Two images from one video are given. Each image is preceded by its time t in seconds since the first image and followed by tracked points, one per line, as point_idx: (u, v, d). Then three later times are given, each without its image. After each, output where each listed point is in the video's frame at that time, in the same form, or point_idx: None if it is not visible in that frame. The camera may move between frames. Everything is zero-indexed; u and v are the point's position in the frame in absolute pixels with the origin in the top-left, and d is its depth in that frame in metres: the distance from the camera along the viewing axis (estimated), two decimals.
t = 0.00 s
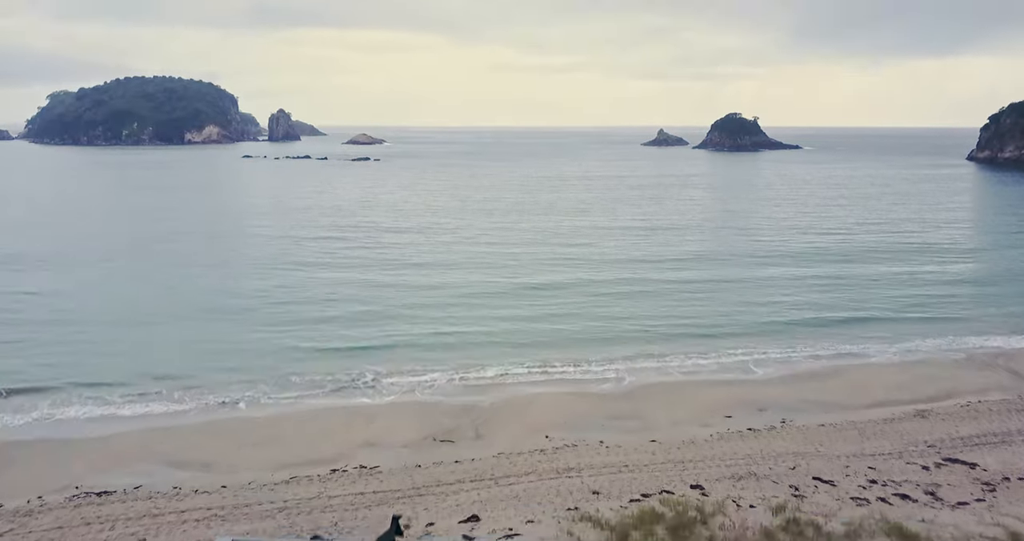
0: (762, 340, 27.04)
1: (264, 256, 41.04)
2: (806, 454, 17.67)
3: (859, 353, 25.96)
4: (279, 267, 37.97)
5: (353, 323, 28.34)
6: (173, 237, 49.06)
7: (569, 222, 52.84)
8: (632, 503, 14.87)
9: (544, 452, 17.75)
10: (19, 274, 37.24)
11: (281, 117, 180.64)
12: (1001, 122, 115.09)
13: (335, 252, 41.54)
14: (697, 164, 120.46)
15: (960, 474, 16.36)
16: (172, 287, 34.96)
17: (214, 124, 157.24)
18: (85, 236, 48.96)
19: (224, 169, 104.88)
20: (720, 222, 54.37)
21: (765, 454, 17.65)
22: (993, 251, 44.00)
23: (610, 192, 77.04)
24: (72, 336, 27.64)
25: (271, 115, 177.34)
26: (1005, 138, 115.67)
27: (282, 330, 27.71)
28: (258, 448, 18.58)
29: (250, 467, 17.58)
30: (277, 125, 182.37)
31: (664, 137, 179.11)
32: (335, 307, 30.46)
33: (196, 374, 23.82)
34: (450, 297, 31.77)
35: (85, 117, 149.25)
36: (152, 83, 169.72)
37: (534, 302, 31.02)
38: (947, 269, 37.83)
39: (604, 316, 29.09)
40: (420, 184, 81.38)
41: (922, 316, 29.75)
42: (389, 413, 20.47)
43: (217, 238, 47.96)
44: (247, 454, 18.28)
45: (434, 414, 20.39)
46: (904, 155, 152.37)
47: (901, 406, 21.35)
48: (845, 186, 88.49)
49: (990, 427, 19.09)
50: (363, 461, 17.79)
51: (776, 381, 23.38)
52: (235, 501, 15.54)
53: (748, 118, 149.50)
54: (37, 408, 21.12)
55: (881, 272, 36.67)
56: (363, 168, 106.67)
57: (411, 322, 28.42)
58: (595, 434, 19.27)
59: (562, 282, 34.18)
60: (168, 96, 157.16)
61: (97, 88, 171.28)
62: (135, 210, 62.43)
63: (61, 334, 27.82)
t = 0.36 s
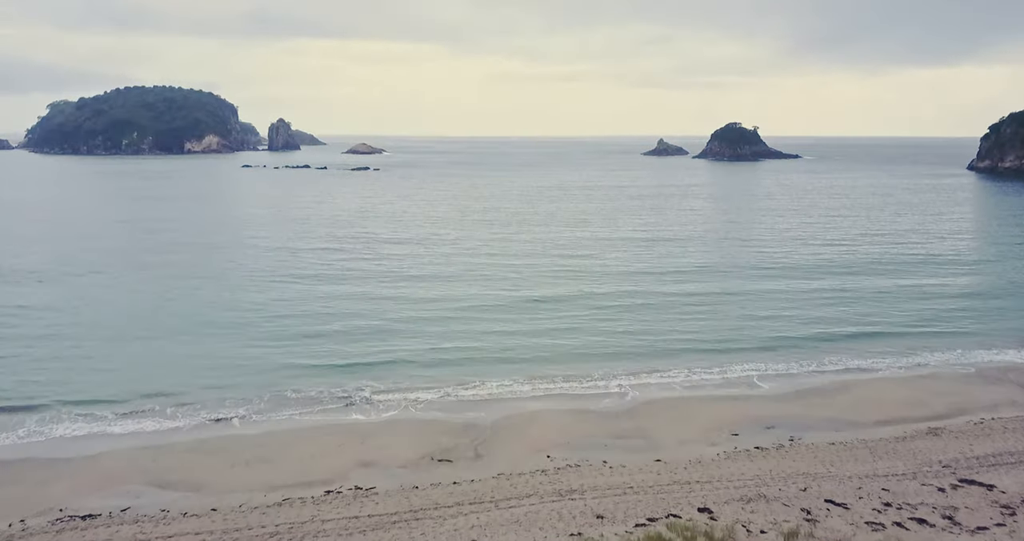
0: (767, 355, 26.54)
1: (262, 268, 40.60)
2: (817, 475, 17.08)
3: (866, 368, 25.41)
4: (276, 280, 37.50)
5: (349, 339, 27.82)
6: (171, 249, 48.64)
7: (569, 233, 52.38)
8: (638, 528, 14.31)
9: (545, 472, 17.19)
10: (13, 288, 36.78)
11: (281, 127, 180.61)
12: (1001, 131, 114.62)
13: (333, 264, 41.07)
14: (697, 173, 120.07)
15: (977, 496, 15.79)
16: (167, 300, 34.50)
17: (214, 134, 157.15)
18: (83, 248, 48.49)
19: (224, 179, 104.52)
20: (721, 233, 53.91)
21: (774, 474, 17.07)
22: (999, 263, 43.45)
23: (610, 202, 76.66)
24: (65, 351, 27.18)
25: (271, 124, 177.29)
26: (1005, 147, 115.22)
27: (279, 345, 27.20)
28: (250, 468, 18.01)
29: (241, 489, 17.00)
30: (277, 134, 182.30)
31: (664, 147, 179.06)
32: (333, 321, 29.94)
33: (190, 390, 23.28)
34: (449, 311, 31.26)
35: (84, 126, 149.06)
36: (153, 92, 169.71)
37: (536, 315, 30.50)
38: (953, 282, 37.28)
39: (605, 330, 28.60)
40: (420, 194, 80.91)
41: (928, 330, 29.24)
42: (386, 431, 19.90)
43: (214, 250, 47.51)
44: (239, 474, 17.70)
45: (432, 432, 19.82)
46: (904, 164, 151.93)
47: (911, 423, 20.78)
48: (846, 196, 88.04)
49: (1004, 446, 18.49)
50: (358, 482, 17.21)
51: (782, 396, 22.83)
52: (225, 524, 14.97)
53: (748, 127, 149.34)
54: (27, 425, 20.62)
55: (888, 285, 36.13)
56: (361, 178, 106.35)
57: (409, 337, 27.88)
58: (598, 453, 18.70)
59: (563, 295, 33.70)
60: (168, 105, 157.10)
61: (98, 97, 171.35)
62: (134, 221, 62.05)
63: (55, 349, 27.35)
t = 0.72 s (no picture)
0: (772, 371, 25.97)
1: (259, 281, 40.04)
2: (828, 497, 16.47)
3: (874, 383, 24.84)
4: (272, 293, 36.93)
5: (346, 354, 27.25)
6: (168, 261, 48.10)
7: (570, 244, 51.87)
8: None
9: (547, 494, 16.59)
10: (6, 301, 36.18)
11: (281, 136, 180.35)
12: (1001, 141, 114.36)
13: (331, 276, 40.55)
14: (697, 183, 119.72)
15: (997, 520, 15.19)
16: (162, 314, 33.89)
17: (214, 143, 156.80)
18: (78, 259, 47.96)
19: (223, 189, 103.99)
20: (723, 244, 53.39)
21: (785, 496, 16.46)
22: (1007, 275, 42.87)
23: (610, 212, 76.21)
24: (56, 367, 26.56)
25: (271, 134, 177.12)
26: (1006, 157, 114.98)
27: (275, 361, 26.62)
28: (242, 489, 17.40)
29: (232, 511, 16.39)
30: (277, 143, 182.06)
31: (664, 156, 178.88)
32: (331, 336, 29.34)
33: (183, 408, 22.66)
34: (448, 325, 30.70)
35: (84, 136, 148.83)
36: (153, 102, 169.42)
37: (537, 330, 29.94)
38: (959, 295, 36.75)
39: (607, 345, 28.04)
40: (420, 205, 80.45)
41: (936, 344, 28.69)
42: (383, 449, 19.28)
43: (211, 262, 46.97)
44: (230, 495, 17.09)
45: (430, 451, 19.22)
46: (904, 174, 151.73)
47: (923, 441, 20.19)
48: (847, 206, 87.65)
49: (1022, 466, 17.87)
50: (352, 504, 16.60)
51: (790, 412, 22.22)
52: None
53: (748, 137, 149.20)
54: (13, 444, 20.00)
55: (894, 299, 35.56)
56: (361, 188, 105.83)
57: (407, 353, 27.32)
58: (602, 474, 18.08)
59: (564, 309, 33.15)
60: (168, 115, 156.85)
61: (98, 108, 171.06)
62: (131, 232, 61.51)
63: (46, 365, 26.74)
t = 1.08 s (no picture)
0: (778, 386, 25.42)
1: (256, 294, 39.53)
2: (841, 519, 15.86)
3: (882, 398, 24.28)
4: (269, 306, 36.39)
5: (343, 369, 26.70)
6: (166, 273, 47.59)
7: (571, 255, 51.39)
8: None
9: (549, 517, 15.99)
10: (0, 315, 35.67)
11: (281, 146, 180.22)
12: (1002, 150, 114.04)
13: (330, 289, 40.07)
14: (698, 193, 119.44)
15: None
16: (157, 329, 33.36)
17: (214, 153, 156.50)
18: (75, 273, 47.51)
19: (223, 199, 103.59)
20: (725, 255, 52.89)
21: (796, 517, 15.89)
22: (1015, 287, 42.24)
23: (610, 222, 75.77)
24: (48, 383, 26.02)
25: (271, 143, 177.00)
26: (1006, 166, 114.68)
27: (270, 377, 26.07)
28: (233, 510, 16.80)
29: (222, 534, 15.79)
30: (277, 153, 181.87)
31: (664, 166, 178.75)
32: (328, 351, 28.80)
33: (175, 425, 22.06)
34: (448, 339, 30.17)
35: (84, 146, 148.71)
36: (153, 112, 169.15)
37: (539, 345, 29.40)
38: (965, 307, 36.23)
39: (610, 360, 27.48)
40: (420, 215, 79.88)
41: (944, 358, 28.15)
42: (380, 468, 18.71)
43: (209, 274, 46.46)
44: (220, 518, 16.49)
45: (428, 470, 18.63)
46: (904, 183, 151.53)
47: (936, 459, 19.60)
48: (849, 216, 87.26)
49: None
50: (347, 527, 15.98)
51: (799, 429, 21.64)
52: None
53: (748, 146, 149.02)
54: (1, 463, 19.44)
55: (900, 311, 35.04)
56: (360, 198, 105.42)
57: (406, 368, 26.77)
58: (606, 495, 17.47)
59: (566, 322, 32.61)
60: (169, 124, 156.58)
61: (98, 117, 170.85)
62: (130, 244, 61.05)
63: (38, 381, 26.19)
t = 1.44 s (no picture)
0: (785, 401, 24.86)
1: (253, 307, 38.99)
2: None
3: (891, 414, 23.72)
4: (266, 320, 35.86)
5: (341, 385, 26.15)
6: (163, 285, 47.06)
7: (571, 266, 50.86)
8: None
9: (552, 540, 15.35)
10: None
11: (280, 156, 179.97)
12: (1002, 159, 113.77)
13: (327, 301, 39.54)
14: (698, 203, 119.09)
15: None
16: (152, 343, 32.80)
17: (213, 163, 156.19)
18: (71, 285, 46.97)
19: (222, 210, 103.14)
20: (727, 266, 52.37)
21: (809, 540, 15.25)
22: (1022, 299, 41.62)
23: (611, 232, 75.32)
24: (39, 399, 25.44)
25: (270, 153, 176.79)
26: (1007, 175, 114.43)
27: (266, 393, 25.51)
28: (223, 533, 16.16)
29: None
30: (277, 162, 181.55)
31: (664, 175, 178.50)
32: (325, 366, 28.26)
33: (167, 444, 21.45)
34: (447, 354, 29.62)
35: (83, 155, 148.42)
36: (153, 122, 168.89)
37: (540, 360, 28.85)
38: (972, 320, 35.70)
39: (612, 376, 26.92)
40: (419, 225, 79.34)
41: (952, 372, 27.61)
42: (377, 488, 18.09)
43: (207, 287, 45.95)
44: None
45: (427, 490, 17.99)
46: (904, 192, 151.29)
47: (950, 478, 19.00)
48: (849, 226, 86.87)
49: None
50: None
51: (808, 445, 21.03)
52: None
53: (748, 155, 148.74)
54: None
55: (906, 325, 34.52)
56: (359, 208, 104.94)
57: (404, 384, 26.21)
58: (610, 516, 16.82)
59: (568, 337, 32.07)
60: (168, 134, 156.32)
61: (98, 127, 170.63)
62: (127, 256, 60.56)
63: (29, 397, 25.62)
